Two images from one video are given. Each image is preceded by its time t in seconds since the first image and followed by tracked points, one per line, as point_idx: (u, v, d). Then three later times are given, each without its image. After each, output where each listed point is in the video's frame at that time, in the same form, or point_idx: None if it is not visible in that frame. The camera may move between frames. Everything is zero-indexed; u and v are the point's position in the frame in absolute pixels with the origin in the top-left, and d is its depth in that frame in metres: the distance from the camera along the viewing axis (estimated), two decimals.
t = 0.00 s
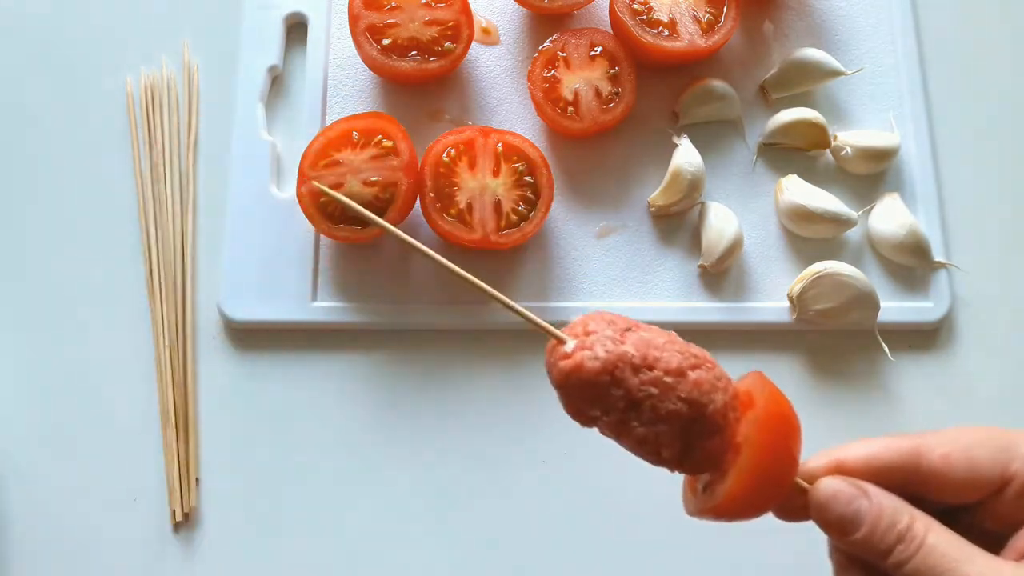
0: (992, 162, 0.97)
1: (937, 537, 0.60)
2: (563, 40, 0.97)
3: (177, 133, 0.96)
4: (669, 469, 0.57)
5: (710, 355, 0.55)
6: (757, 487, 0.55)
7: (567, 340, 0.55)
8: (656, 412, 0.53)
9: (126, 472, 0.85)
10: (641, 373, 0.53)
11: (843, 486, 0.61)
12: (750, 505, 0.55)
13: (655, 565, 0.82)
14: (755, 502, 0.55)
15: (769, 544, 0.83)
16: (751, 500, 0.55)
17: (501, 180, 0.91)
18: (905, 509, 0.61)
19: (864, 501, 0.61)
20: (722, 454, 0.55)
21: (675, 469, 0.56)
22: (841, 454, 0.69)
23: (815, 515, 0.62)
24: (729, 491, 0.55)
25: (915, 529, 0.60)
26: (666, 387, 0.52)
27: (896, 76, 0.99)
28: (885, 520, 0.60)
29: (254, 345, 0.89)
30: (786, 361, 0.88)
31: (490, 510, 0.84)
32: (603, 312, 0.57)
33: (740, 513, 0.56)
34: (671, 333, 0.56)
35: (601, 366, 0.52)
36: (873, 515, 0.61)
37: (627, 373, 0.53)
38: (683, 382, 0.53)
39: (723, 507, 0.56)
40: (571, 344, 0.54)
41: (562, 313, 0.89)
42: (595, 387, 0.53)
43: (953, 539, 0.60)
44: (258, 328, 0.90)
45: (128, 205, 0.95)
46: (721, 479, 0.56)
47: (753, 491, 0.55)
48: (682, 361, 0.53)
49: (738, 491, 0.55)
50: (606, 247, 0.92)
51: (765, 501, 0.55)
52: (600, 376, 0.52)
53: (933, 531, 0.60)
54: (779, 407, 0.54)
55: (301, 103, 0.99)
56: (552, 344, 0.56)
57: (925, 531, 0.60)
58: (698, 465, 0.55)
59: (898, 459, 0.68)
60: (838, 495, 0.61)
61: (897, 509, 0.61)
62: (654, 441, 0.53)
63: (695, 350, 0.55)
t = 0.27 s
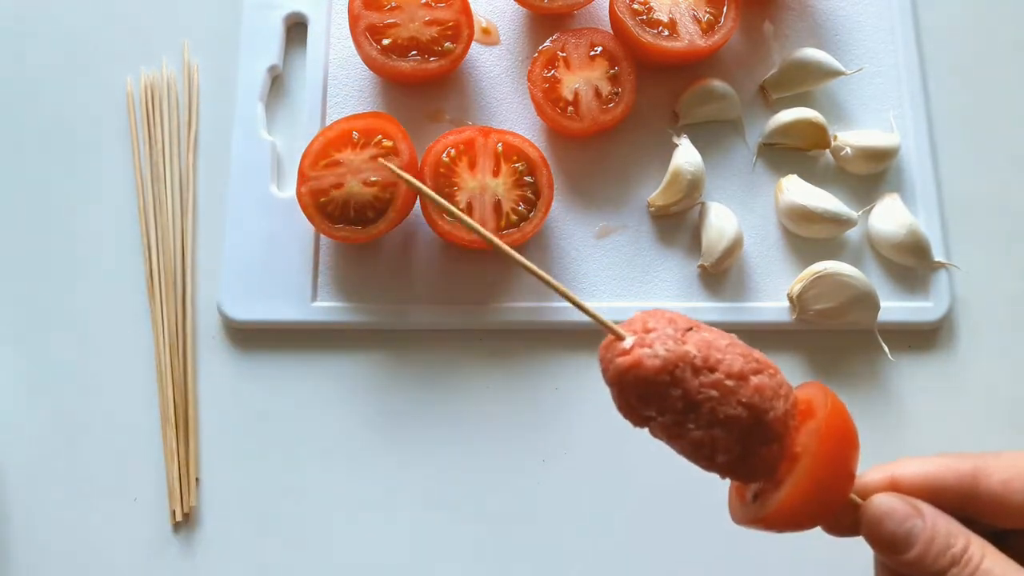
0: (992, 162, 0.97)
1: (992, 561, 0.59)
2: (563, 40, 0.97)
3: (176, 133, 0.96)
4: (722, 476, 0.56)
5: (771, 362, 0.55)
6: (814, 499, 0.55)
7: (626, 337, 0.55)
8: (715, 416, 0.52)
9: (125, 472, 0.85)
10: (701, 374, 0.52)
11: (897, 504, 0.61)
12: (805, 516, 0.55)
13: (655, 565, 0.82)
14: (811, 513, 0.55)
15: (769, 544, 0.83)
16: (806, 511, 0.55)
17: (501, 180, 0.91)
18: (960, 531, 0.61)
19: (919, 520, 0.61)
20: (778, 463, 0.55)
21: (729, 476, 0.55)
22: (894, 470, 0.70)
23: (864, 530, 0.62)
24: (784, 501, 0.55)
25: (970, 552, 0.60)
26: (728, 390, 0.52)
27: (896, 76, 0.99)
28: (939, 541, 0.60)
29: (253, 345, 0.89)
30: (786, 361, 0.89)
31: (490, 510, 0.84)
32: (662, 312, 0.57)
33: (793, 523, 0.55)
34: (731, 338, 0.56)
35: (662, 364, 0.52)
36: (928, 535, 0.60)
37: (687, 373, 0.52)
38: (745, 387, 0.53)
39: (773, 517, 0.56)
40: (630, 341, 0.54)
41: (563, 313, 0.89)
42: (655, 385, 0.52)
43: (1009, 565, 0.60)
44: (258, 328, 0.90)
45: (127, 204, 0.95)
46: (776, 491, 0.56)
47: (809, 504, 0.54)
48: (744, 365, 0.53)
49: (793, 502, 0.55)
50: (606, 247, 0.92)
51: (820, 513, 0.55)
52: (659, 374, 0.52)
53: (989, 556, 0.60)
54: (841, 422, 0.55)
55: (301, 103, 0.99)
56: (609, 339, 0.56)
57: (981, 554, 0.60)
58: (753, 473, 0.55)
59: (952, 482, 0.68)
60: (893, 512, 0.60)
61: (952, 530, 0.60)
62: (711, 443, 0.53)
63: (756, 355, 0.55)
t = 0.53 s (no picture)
0: (991, 163, 0.98)
1: (987, 559, 0.60)
2: (563, 41, 0.97)
3: (178, 134, 0.96)
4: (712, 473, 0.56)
5: (762, 359, 0.56)
6: (808, 497, 0.55)
7: (616, 333, 0.55)
8: (707, 413, 0.52)
9: (126, 471, 0.86)
10: (692, 371, 0.52)
11: (891, 501, 0.61)
12: (798, 514, 0.55)
13: (654, 564, 0.83)
14: (805, 511, 0.55)
15: (767, 543, 0.83)
16: (801, 509, 0.55)
17: (501, 181, 0.92)
18: (954, 528, 0.61)
19: (913, 518, 0.61)
20: (770, 461, 0.55)
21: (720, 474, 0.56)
22: (890, 466, 0.70)
23: (858, 528, 0.62)
24: (777, 498, 0.55)
25: (965, 549, 0.60)
26: (719, 387, 0.52)
27: (896, 77, 1.00)
28: (934, 538, 0.60)
29: (254, 345, 0.90)
30: (786, 361, 0.89)
31: (490, 509, 0.84)
32: (652, 309, 0.57)
33: (786, 521, 0.56)
34: (722, 334, 0.56)
35: (652, 361, 0.52)
36: (922, 532, 0.60)
37: (678, 370, 0.52)
38: (736, 383, 0.53)
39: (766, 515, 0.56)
40: (620, 338, 0.54)
41: (563, 313, 0.89)
42: (645, 383, 0.52)
43: (1004, 563, 0.60)
44: (259, 328, 0.90)
45: (128, 205, 0.95)
46: (769, 489, 0.56)
47: (802, 502, 0.55)
48: (736, 362, 0.53)
49: (787, 500, 0.55)
50: (606, 247, 0.92)
51: (814, 511, 0.55)
52: (650, 372, 0.52)
53: (984, 554, 0.60)
54: (834, 418, 0.55)
55: (302, 104, 0.99)
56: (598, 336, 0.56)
57: (976, 552, 0.60)
58: (746, 471, 0.55)
59: (946, 478, 0.69)
60: (887, 509, 0.61)
61: (946, 527, 0.61)
62: (702, 441, 0.53)
63: (747, 352, 0.55)
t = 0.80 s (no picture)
0: (990, 163, 0.98)
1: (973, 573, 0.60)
2: (563, 41, 0.97)
3: (178, 133, 0.96)
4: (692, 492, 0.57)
5: (740, 376, 0.56)
6: (790, 515, 0.55)
7: (593, 355, 0.54)
8: (686, 433, 0.52)
9: (127, 471, 0.86)
10: (670, 392, 0.52)
11: (876, 517, 0.61)
12: (780, 533, 0.55)
13: (654, 565, 0.83)
14: (786, 529, 0.55)
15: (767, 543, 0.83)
16: (783, 527, 0.55)
17: (501, 181, 0.92)
18: (939, 543, 0.61)
19: (898, 533, 0.61)
20: (750, 479, 0.55)
21: (700, 493, 0.56)
22: (870, 481, 0.70)
23: (842, 544, 0.61)
24: (758, 518, 0.55)
25: (950, 565, 0.60)
26: (697, 407, 0.52)
27: (896, 76, 1.00)
28: (919, 554, 0.60)
29: (255, 345, 0.90)
30: (785, 361, 0.89)
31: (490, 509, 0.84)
32: (629, 327, 0.57)
33: (768, 540, 0.56)
34: (700, 352, 0.56)
35: (630, 383, 0.52)
36: (907, 548, 0.60)
37: (656, 392, 0.52)
38: (715, 403, 0.53)
39: (748, 535, 0.56)
40: (597, 360, 0.54)
41: (562, 313, 0.89)
42: (623, 406, 0.52)
43: None
44: (259, 328, 0.90)
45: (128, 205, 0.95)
46: (749, 508, 0.56)
47: (784, 521, 0.55)
48: (713, 380, 0.54)
49: (768, 519, 0.55)
50: (606, 247, 0.92)
51: (795, 529, 0.55)
52: (628, 394, 0.52)
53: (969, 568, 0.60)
54: (814, 435, 0.55)
55: (302, 104, 0.99)
56: (575, 357, 0.56)
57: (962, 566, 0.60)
58: (726, 489, 0.55)
59: (932, 491, 0.69)
60: (871, 525, 0.60)
61: (931, 542, 0.61)
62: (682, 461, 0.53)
63: (724, 369, 0.55)
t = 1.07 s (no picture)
0: (991, 163, 0.98)
1: None
2: (563, 41, 0.97)
3: (178, 133, 0.96)
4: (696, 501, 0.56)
5: (745, 385, 0.56)
6: (794, 524, 0.54)
7: (596, 362, 0.55)
8: (689, 442, 0.53)
9: (126, 471, 0.86)
10: (673, 401, 0.53)
11: (878, 528, 0.61)
12: (785, 543, 0.55)
13: (654, 565, 0.83)
14: (791, 539, 0.55)
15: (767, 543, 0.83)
16: (787, 537, 0.55)
17: (501, 181, 0.92)
18: (942, 554, 0.61)
19: (901, 545, 0.60)
20: (754, 488, 0.55)
21: (704, 502, 0.56)
22: (874, 492, 0.70)
23: (845, 554, 0.62)
24: (761, 528, 0.55)
25: None
26: (701, 416, 0.52)
27: (896, 76, 1.00)
28: (922, 565, 0.60)
29: (255, 345, 0.90)
30: (786, 361, 0.89)
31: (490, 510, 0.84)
32: (633, 334, 0.57)
33: (773, 550, 0.55)
34: (705, 360, 0.56)
35: (632, 391, 0.52)
36: (910, 559, 0.60)
37: (659, 400, 0.52)
38: (719, 412, 0.53)
39: (750, 546, 0.56)
40: (600, 367, 0.54)
41: (562, 313, 0.89)
42: (625, 414, 0.52)
43: None
44: (259, 328, 0.90)
45: (128, 205, 0.95)
46: (753, 518, 0.56)
47: (788, 530, 0.54)
48: (718, 390, 0.54)
49: (773, 528, 0.55)
50: (606, 247, 0.92)
51: (800, 539, 0.55)
52: (630, 402, 0.52)
53: None
54: (820, 444, 0.55)
55: (302, 104, 0.99)
56: (578, 365, 0.56)
57: None
58: (730, 500, 0.55)
59: (936, 502, 0.68)
60: (874, 536, 0.60)
61: (935, 554, 0.60)
62: (685, 471, 0.53)
63: (730, 378, 0.55)
